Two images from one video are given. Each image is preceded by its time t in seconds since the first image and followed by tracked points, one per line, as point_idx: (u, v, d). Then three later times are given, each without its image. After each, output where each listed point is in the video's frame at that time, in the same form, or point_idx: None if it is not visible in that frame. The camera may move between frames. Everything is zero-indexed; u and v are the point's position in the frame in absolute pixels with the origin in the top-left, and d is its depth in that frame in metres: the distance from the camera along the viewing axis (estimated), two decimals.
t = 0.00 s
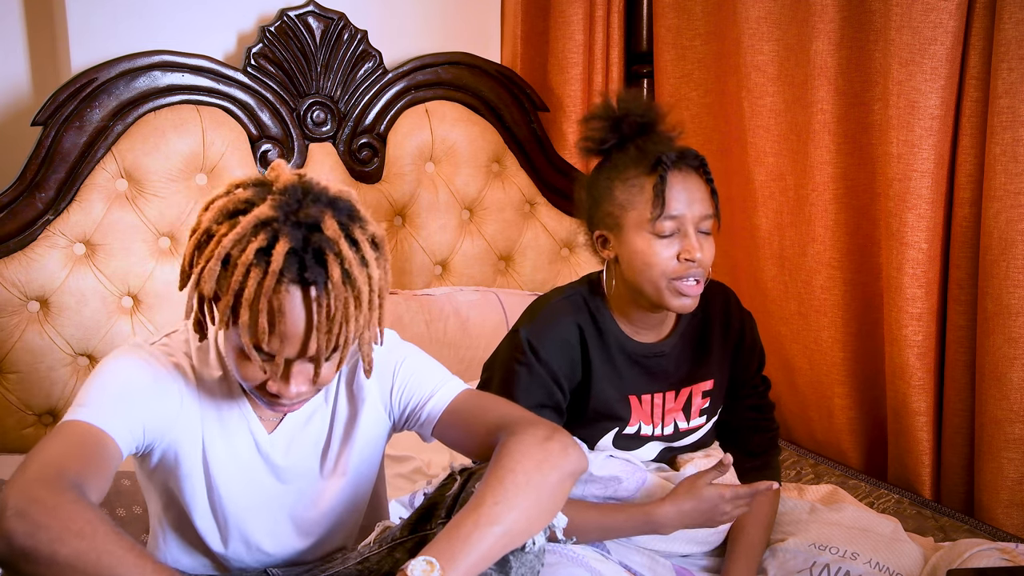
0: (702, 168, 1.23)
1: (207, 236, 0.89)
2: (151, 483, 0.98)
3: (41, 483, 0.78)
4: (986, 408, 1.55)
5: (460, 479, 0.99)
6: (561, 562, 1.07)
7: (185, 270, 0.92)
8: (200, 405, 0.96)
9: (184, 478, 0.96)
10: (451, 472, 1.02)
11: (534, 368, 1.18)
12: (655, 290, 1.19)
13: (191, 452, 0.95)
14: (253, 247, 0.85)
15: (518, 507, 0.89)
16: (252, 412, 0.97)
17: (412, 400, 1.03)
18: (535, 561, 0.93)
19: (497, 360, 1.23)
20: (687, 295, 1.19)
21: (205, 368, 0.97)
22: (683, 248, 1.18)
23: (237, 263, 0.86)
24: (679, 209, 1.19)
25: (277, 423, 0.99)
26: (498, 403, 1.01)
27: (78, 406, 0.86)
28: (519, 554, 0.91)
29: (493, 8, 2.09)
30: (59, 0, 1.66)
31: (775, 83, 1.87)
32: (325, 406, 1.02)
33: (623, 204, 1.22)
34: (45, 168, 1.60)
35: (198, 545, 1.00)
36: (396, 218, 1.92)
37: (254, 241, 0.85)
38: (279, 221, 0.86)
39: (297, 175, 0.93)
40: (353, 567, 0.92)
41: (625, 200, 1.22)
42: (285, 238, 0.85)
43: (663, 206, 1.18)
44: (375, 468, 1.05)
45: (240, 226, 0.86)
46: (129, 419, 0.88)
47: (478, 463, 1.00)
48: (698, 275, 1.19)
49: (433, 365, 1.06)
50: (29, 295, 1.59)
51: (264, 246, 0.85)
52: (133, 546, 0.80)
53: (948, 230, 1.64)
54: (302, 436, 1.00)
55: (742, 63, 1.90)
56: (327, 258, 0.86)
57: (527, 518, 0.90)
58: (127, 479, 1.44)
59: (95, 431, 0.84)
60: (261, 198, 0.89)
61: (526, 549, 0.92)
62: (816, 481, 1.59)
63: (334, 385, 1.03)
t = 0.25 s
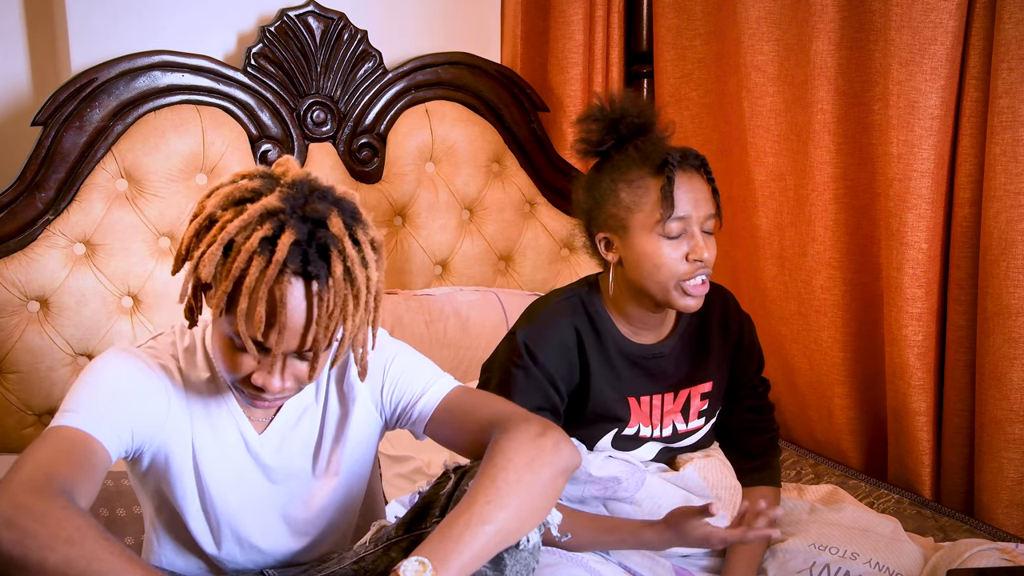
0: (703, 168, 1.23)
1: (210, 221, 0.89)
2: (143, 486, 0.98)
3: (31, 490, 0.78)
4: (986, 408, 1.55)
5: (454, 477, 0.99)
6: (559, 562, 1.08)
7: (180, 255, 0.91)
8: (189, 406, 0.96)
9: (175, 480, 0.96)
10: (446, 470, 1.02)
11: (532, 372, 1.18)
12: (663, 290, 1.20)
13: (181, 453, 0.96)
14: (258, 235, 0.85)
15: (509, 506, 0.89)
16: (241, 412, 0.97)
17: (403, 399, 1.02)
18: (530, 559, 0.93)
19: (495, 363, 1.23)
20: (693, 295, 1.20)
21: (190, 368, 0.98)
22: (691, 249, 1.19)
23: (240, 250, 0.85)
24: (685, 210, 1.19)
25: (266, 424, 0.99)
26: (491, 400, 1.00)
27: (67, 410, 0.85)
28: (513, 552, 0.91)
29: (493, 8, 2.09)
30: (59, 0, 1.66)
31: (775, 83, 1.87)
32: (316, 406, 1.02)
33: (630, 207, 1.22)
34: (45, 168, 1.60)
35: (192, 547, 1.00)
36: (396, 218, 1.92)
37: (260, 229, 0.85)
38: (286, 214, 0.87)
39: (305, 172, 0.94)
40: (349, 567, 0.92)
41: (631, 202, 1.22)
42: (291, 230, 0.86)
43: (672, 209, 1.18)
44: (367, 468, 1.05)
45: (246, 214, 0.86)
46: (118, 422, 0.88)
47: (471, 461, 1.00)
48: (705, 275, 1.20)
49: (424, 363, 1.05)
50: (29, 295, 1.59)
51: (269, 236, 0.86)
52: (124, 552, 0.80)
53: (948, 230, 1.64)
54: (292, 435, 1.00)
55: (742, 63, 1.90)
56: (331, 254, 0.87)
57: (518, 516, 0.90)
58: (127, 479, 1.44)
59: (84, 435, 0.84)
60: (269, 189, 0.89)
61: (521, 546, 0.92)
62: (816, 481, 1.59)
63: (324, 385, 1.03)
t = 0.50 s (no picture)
0: (705, 168, 1.23)
1: (187, 234, 0.88)
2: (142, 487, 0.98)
3: (28, 491, 0.78)
4: (986, 408, 1.55)
5: (452, 476, 0.98)
6: (559, 561, 1.08)
7: (163, 271, 0.90)
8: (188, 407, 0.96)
9: (174, 481, 0.96)
10: (442, 468, 1.01)
11: (532, 371, 1.18)
12: (657, 289, 1.19)
13: (180, 454, 0.95)
14: (240, 244, 0.84)
15: (506, 505, 0.89)
16: (239, 412, 0.97)
17: (401, 396, 1.02)
18: (528, 558, 0.93)
19: (494, 363, 1.23)
20: (687, 293, 1.19)
21: (188, 369, 0.97)
22: (686, 249, 1.19)
23: (224, 261, 0.85)
24: (682, 209, 1.19)
25: (265, 423, 0.99)
26: (488, 398, 1.00)
27: (64, 412, 0.85)
28: (511, 550, 0.91)
29: (493, 8, 2.09)
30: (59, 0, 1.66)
31: (775, 83, 1.87)
32: (314, 405, 1.02)
33: (627, 202, 1.22)
34: (45, 168, 1.60)
35: (192, 548, 1.00)
36: (396, 218, 1.92)
37: (240, 238, 0.85)
38: (263, 217, 0.86)
39: (275, 170, 0.92)
40: (346, 567, 0.93)
41: (630, 198, 1.22)
42: (271, 233, 0.85)
43: (669, 206, 1.18)
44: (366, 467, 1.05)
45: (223, 224, 0.85)
46: (116, 423, 0.88)
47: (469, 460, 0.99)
48: (700, 275, 1.20)
49: (422, 361, 1.05)
50: (29, 295, 1.59)
51: (251, 242, 0.85)
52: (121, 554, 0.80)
53: (948, 230, 1.64)
54: (291, 435, 1.00)
55: (742, 64, 1.90)
56: (315, 251, 0.86)
57: (515, 515, 0.90)
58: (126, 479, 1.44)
59: (83, 437, 0.84)
60: (242, 195, 0.87)
61: (519, 545, 0.92)
62: (816, 481, 1.59)
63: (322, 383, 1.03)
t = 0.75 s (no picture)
0: (711, 169, 1.23)
1: (161, 264, 0.89)
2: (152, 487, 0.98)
3: (36, 487, 0.78)
4: (986, 408, 1.55)
5: (457, 478, 0.99)
6: (560, 561, 1.08)
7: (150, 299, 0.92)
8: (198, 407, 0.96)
9: (183, 479, 0.96)
10: (448, 470, 1.02)
11: (532, 372, 1.18)
12: (664, 290, 1.19)
13: (189, 453, 0.96)
14: (206, 264, 0.85)
15: (515, 509, 0.89)
16: (249, 412, 0.98)
17: (411, 398, 1.02)
18: (533, 560, 0.93)
19: (495, 363, 1.23)
20: (694, 295, 1.20)
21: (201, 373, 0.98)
22: (695, 249, 1.19)
23: (195, 283, 0.86)
24: (692, 209, 1.19)
25: (275, 422, 0.99)
26: (495, 402, 1.00)
27: (74, 409, 0.86)
28: (516, 553, 0.92)
29: (493, 8, 2.09)
30: None
31: (775, 83, 1.87)
32: (324, 405, 1.02)
33: (637, 203, 1.22)
34: (45, 168, 1.59)
35: (199, 548, 1.00)
36: (396, 218, 1.92)
37: (205, 258, 0.85)
38: (224, 231, 0.86)
39: (234, 178, 0.92)
40: (350, 566, 0.92)
41: (638, 198, 1.22)
42: (234, 246, 0.85)
43: (679, 207, 1.18)
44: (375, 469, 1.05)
45: (189, 246, 0.86)
46: (125, 422, 0.88)
47: (474, 462, 0.99)
48: (707, 276, 1.20)
49: (431, 363, 1.05)
50: (29, 295, 1.59)
51: (216, 259, 0.85)
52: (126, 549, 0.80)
53: (948, 230, 1.64)
54: (299, 436, 1.00)
55: (742, 64, 1.90)
56: (281, 255, 0.86)
57: (524, 520, 0.90)
58: (128, 479, 1.44)
59: (91, 435, 0.84)
60: (203, 212, 0.88)
61: (524, 548, 0.92)
62: (816, 481, 1.59)
63: (331, 384, 1.04)
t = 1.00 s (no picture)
0: (715, 172, 1.24)
1: (172, 242, 0.90)
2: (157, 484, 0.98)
3: (42, 481, 0.78)
4: (986, 408, 1.55)
5: (464, 479, 0.99)
6: (561, 562, 1.08)
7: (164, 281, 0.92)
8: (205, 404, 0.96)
9: (189, 477, 0.96)
10: (453, 472, 1.02)
11: (532, 371, 1.18)
12: (664, 290, 1.19)
13: (196, 451, 0.96)
14: (216, 239, 0.85)
15: (521, 511, 0.89)
16: (255, 409, 0.98)
17: (418, 400, 1.02)
18: (538, 562, 0.94)
19: (496, 363, 1.23)
20: (694, 296, 1.20)
21: (210, 368, 0.98)
22: (696, 251, 1.19)
23: (205, 258, 0.86)
24: (694, 211, 1.19)
25: (284, 418, 1.00)
26: (501, 405, 1.00)
27: (82, 405, 0.86)
28: (522, 556, 0.92)
29: (493, 8, 2.09)
30: None
31: (775, 83, 1.87)
32: (331, 404, 1.02)
33: (641, 203, 1.22)
34: (45, 168, 1.59)
35: (203, 547, 1.00)
36: (396, 218, 1.92)
37: (214, 234, 0.85)
38: (236, 209, 0.86)
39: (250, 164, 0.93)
40: (354, 566, 0.92)
41: (642, 198, 1.22)
42: (245, 223, 0.85)
43: (682, 208, 1.18)
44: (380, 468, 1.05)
45: (200, 222, 0.86)
46: (133, 418, 0.88)
47: (480, 463, 0.99)
48: (707, 279, 1.20)
49: (438, 365, 1.05)
50: (29, 295, 1.59)
51: (226, 235, 0.86)
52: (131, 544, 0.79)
53: (948, 230, 1.64)
54: (306, 435, 1.00)
55: (742, 63, 1.90)
56: (290, 233, 0.86)
57: (530, 521, 0.90)
58: (128, 479, 1.44)
59: (99, 429, 0.85)
60: (216, 191, 0.88)
61: (530, 550, 0.92)
62: (816, 481, 1.59)
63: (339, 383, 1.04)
